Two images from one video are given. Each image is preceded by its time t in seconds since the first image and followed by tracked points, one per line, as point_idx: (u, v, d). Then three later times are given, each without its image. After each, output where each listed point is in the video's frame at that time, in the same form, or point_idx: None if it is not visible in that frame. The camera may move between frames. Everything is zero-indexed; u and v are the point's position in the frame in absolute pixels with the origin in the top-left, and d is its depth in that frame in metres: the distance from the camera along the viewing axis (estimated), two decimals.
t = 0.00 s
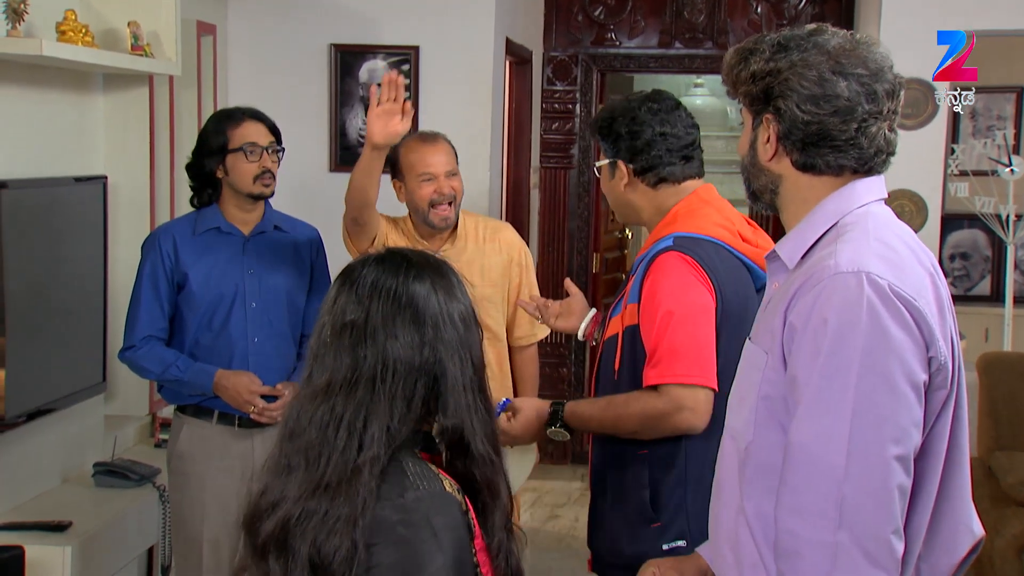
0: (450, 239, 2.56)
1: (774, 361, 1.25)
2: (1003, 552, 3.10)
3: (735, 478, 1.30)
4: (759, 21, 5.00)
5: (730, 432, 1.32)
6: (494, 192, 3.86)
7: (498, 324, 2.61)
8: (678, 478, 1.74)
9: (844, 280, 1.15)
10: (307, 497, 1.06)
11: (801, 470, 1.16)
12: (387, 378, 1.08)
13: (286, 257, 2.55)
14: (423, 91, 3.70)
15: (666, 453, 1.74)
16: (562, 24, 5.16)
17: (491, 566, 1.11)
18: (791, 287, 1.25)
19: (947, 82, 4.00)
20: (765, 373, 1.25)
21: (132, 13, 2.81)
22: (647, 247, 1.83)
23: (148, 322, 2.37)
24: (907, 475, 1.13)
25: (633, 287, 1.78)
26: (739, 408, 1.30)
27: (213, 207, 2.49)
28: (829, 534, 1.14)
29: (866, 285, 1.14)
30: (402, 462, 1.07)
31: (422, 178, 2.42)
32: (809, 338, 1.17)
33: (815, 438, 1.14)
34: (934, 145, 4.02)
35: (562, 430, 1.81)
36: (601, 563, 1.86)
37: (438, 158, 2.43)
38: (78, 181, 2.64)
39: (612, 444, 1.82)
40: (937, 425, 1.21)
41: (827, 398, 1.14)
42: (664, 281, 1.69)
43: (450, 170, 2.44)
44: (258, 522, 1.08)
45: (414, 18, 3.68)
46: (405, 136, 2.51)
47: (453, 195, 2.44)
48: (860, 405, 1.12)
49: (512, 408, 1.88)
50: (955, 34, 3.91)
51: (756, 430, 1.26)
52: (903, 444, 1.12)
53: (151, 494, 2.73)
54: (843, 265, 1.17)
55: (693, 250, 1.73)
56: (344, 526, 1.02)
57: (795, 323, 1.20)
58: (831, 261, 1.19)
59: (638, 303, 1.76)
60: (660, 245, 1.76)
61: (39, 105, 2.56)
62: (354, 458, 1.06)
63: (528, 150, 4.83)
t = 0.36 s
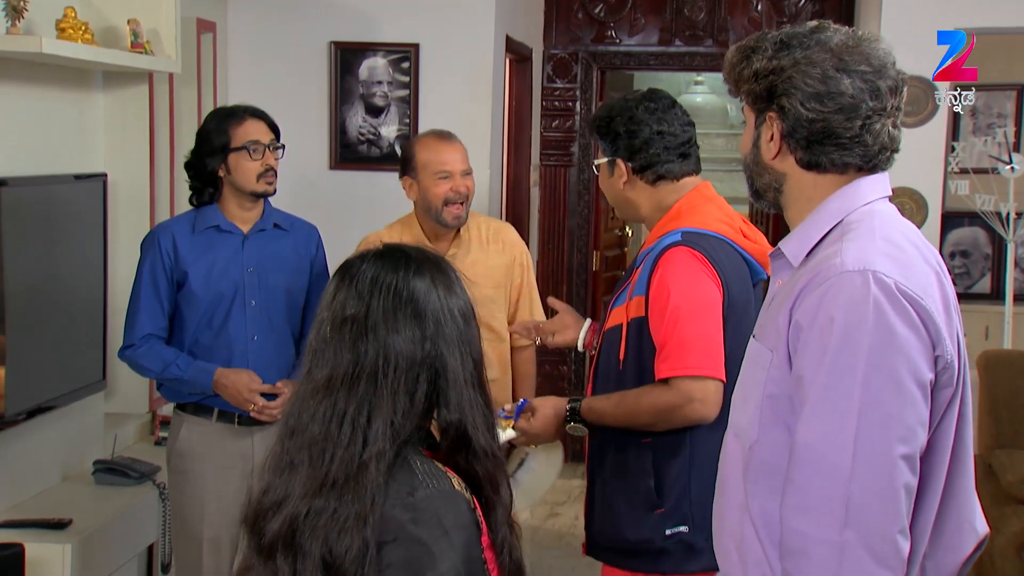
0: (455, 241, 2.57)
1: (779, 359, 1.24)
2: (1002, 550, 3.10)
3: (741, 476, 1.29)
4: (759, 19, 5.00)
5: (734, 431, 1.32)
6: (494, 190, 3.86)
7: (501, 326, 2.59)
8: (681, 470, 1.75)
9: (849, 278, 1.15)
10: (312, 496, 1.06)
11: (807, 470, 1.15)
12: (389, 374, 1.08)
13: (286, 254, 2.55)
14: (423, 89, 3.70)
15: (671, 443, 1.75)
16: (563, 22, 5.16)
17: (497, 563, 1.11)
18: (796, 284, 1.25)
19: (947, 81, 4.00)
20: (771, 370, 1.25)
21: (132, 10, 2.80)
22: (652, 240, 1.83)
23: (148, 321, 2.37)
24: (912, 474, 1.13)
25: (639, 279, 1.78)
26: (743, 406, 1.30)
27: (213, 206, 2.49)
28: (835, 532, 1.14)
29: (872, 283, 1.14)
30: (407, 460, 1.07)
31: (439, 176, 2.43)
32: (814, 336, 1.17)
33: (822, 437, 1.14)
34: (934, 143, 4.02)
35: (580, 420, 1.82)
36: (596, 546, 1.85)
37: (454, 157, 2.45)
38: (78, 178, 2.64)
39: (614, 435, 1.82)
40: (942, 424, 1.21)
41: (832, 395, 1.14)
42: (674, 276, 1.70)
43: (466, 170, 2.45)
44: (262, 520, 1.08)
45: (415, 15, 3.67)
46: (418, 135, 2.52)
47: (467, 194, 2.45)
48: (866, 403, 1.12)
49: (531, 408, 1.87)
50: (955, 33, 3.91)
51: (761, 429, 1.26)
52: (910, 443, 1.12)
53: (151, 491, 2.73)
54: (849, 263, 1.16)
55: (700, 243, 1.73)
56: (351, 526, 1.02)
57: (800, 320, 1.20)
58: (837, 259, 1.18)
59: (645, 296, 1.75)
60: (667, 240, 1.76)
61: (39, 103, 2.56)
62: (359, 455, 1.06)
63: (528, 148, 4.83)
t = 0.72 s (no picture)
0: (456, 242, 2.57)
1: (783, 360, 1.25)
2: (1003, 550, 3.09)
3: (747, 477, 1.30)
4: (760, 18, 4.99)
5: (739, 430, 1.32)
6: (495, 189, 3.86)
7: (499, 328, 2.59)
8: (698, 459, 1.76)
9: (853, 279, 1.15)
10: (316, 500, 1.06)
11: (813, 470, 1.16)
12: (388, 376, 1.08)
13: (286, 255, 2.55)
14: (424, 89, 3.70)
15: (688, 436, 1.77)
16: (564, 21, 5.16)
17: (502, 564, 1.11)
18: (801, 285, 1.25)
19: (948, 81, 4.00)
20: (776, 371, 1.25)
21: (132, 11, 2.80)
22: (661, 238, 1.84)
23: (149, 321, 2.37)
24: (920, 473, 1.13)
25: (652, 275, 1.78)
26: (749, 406, 1.30)
27: (213, 206, 2.49)
28: (844, 532, 1.14)
29: (876, 283, 1.14)
30: (410, 464, 1.07)
31: (439, 182, 2.43)
32: (817, 338, 1.17)
33: (827, 438, 1.14)
34: (935, 143, 4.01)
35: (598, 415, 1.81)
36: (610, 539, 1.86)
37: (455, 162, 2.45)
38: (79, 178, 2.64)
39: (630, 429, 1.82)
40: (947, 423, 1.21)
41: (837, 396, 1.14)
42: (686, 271, 1.71)
43: (468, 174, 2.45)
44: (264, 526, 1.08)
45: (415, 15, 3.67)
46: (422, 137, 2.52)
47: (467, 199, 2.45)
48: (871, 404, 1.12)
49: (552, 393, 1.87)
50: (955, 34, 3.91)
51: (767, 429, 1.26)
52: (917, 442, 1.12)
53: (152, 491, 2.73)
54: (854, 263, 1.16)
55: (712, 240, 1.75)
56: (355, 532, 1.02)
57: (804, 321, 1.20)
58: (842, 259, 1.18)
59: (657, 291, 1.76)
60: (680, 236, 1.77)
61: (39, 102, 2.56)
62: (362, 459, 1.06)
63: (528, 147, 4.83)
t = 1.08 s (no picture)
0: (455, 239, 2.57)
1: (786, 362, 1.25)
2: (1003, 550, 3.09)
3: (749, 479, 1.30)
4: (760, 19, 4.99)
5: (742, 431, 1.32)
6: (495, 189, 3.86)
7: (500, 327, 2.58)
8: (719, 448, 1.80)
9: (856, 280, 1.15)
10: (317, 504, 1.06)
11: (818, 471, 1.15)
12: (391, 380, 1.08)
13: (287, 255, 2.55)
14: (424, 89, 3.70)
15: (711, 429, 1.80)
16: (564, 21, 5.16)
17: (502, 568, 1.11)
18: (803, 287, 1.25)
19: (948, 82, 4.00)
20: (778, 373, 1.25)
21: (133, 11, 2.80)
22: (673, 233, 1.84)
23: (150, 322, 2.37)
24: (925, 473, 1.13)
25: (669, 270, 1.78)
26: (753, 407, 1.30)
27: (214, 207, 2.49)
28: (847, 534, 1.14)
29: (880, 284, 1.14)
30: (412, 470, 1.07)
31: (427, 175, 2.43)
32: (820, 340, 1.17)
33: (832, 440, 1.14)
34: (936, 143, 4.02)
35: (623, 410, 1.81)
36: (626, 531, 1.86)
37: (448, 159, 2.43)
38: (79, 178, 2.64)
39: (651, 423, 1.83)
40: (950, 425, 1.21)
41: (841, 399, 1.14)
42: (706, 266, 1.72)
43: (457, 173, 2.43)
44: (262, 530, 1.08)
45: (415, 15, 3.68)
46: (423, 132, 2.50)
47: (457, 196, 2.44)
48: (876, 405, 1.12)
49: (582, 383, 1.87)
50: (955, 34, 3.91)
51: (771, 431, 1.26)
52: (922, 443, 1.12)
53: (152, 491, 2.73)
54: (857, 264, 1.16)
55: (728, 234, 1.76)
56: (357, 536, 1.02)
57: (808, 323, 1.20)
58: (845, 260, 1.18)
59: (676, 286, 1.77)
60: (695, 232, 1.78)
61: (39, 103, 2.56)
62: (364, 463, 1.06)
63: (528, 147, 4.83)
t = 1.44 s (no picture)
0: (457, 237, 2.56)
1: (787, 361, 1.25)
2: (1004, 550, 3.09)
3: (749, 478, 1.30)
4: (760, 19, 4.99)
5: (742, 431, 1.33)
6: (495, 189, 3.86)
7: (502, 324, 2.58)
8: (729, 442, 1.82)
9: (857, 280, 1.15)
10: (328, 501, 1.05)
11: (818, 471, 1.15)
12: (405, 379, 1.08)
13: (287, 255, 2.55)
14: (425, 89, 3.70)
15: (721, 426, 1.81)
16: (564, 21, 5.15)
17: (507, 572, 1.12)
18: (805, 285, 1.25)
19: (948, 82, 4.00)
20: (780, 372, 1.25)
21: (133, 11, 2.80)
22: (681, 231, 1.84)
23: (151, 322, 2.37)
24: (924, 474, 1.13)
25: (678, 269, 1.78)
26: (753, 407, 1.30)
27: (215, 208, 2.49)
28: (847, 534, 1.14)
29: (880, 284, 1.14)
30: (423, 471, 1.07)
31: (429, 168, 2.43)
32: (823, 339, 1.17)
33: (831, 438, 1.14)
34: (936, 143, 4.01)
35: (637, 408, 1.80)
36: (637, 529, 1.85)
37: (449, 154, 2.42)
38: (79, 178, 2.64)
39: (661, 422, 1.84)
40: (950, 426, 1.22)
41: (846, 399, 1.13)
42: (716, 265, 1.72)
43: (459, 169, 2.42)
44: (271, 521, 1.07)
45: (415, 16, 3.68)
46: (431, 128, 2.50)
47: (456, 192, 2.43)
48: (875, 404, 1.12)
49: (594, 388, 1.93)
50: (955, 34, 3.91)
51: (770, 431, 1.26)
52: (921, 443, 1.12)
53: (153, 492, 2.73)
54: (857, 264, 1.16)
55: (736, 232, 1.77)
56: (372, 539, 1.02)
57: (809, 322, 1.20)
58: (845, 259, 1.18)
59: (685, 284, 1.77)
60: (703, 230, 1.78)
61: (39, 103, 2.56)
62: (375, 462, 1.05)
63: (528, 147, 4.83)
